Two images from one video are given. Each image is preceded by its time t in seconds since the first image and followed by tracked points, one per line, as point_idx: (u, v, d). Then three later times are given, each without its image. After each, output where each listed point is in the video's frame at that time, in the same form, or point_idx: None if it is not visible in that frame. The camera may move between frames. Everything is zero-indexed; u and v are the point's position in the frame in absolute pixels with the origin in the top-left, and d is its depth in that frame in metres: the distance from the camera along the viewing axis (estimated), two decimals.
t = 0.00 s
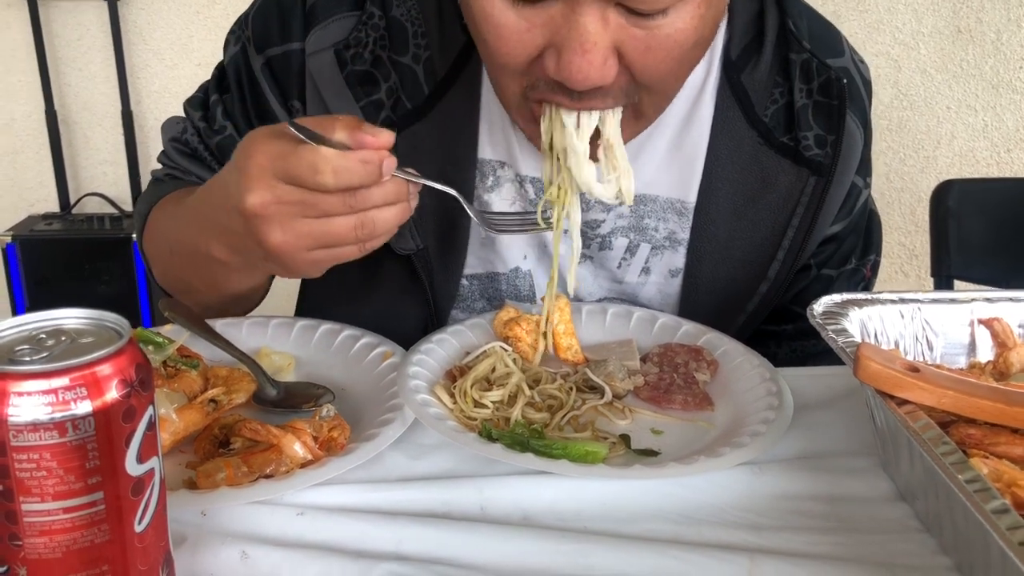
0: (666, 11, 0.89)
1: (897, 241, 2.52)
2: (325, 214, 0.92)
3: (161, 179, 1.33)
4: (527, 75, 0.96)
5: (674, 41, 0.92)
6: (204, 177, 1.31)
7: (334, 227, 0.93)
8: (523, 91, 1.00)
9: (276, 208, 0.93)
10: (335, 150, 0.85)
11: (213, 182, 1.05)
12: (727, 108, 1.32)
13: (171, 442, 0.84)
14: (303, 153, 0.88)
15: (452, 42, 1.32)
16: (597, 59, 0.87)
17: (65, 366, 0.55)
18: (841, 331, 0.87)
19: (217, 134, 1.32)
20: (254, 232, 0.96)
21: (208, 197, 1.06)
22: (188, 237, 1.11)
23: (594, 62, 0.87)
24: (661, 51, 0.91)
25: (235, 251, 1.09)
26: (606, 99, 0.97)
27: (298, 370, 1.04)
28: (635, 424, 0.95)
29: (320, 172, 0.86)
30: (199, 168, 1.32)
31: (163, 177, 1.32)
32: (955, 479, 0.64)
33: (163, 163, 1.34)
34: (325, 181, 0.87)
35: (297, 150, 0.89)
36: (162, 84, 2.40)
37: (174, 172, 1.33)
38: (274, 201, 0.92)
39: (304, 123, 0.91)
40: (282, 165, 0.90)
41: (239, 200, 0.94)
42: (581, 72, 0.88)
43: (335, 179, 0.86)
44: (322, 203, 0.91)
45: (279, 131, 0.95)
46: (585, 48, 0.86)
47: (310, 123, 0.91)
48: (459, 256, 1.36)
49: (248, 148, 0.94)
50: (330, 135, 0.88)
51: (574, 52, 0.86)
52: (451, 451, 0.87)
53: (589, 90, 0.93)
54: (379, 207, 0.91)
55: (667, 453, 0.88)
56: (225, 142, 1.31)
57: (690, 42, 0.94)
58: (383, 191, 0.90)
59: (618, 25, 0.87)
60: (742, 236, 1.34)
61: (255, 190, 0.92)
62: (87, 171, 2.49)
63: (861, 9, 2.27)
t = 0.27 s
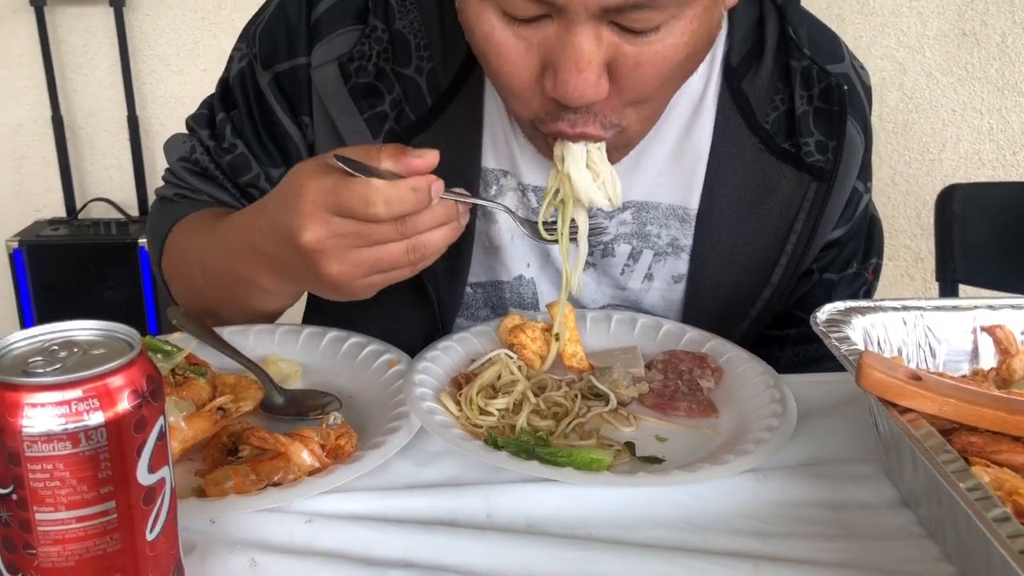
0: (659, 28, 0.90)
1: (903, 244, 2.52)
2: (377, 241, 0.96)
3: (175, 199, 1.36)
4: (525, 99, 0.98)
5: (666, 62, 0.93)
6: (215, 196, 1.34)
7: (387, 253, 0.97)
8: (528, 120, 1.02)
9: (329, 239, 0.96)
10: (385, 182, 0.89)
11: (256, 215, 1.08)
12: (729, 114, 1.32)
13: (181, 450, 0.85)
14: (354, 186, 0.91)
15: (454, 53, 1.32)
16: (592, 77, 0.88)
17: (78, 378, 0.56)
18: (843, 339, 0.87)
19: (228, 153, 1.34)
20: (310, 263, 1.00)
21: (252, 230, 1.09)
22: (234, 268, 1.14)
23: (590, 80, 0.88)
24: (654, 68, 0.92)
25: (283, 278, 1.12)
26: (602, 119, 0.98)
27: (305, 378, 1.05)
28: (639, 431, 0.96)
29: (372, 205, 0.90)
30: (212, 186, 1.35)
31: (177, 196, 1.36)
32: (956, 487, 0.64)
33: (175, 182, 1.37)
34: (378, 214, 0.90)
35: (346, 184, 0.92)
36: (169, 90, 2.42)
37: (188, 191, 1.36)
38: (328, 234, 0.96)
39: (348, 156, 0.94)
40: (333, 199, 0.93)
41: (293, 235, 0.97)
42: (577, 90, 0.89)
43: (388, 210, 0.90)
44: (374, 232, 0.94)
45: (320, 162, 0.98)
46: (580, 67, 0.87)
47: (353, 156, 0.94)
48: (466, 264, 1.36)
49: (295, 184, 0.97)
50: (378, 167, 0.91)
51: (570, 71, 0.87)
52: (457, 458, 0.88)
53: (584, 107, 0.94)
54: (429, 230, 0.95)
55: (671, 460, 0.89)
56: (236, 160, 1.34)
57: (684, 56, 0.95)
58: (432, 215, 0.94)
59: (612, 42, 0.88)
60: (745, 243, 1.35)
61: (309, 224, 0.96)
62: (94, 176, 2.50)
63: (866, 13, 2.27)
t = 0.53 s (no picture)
0: (667, 40, 0.90)
1: (908, 244, 2.52)
2: (391, 250, 0.96)
3: (187, 207, 1.37)
4: (533, 108, 0.98)
5: (671, 72, 0.93)
6: (229, 203, 1.36)
7: (403, 260, 0.97)
8: (536, 127, 1.02)
9: (345, 250, 0.97)
10: (389, 192, 0.89)
11: (273, 228, 1.09)
12: (735, 114, 1.33)
13: (191, 449, 0.86)
14: (360, 197, 0.91)
15: (462, 57, 1.32)
16: (603, 89, 0.88)
17: (91, 377, 0.57)
18: (852, 336, 0.87)
19: (240, 160, 1.35)
20: (329, 275, 1.01)
21: (270, 242, 1.10)
22: (255, 280, 1.16)
23: (599, 91, 0.89)
24: (665, 77, 0.92)
25: (306, 287, 1.13)
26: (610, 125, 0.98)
27: (315, 378, 1.05)
28: (648, 430, 0.96)
29: (377, 216, 0.90)
30: (224, 193, 1.36)
31: (188, 203, 1.37)
32: (966, 484, 0.64)
33: (188, 189, 1.38)
34: (387, 224, 0.91)
35: (352, 196, 0.93)
36: (175, 92, 2.43)
37: (200, 199, 1.37)
38: (342, 246, 0.97)
39: (350, 165, 0.94)
40: (340, 211, 0.94)
41: (307, 248, 0.99)
42: (587, 102, 0.89)
43: (395, 219, 0.90)
44: (386, 241, 0.95)
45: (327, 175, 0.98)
46: (589, 80, 0.87)
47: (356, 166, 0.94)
48: (474, 265, 1.37)
49: (306, 198, 0.98)
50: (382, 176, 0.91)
51: (579, 83, 0.88)
52: (466, 457, 0.88)
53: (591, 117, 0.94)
54: (444, 234, 0.95)
55: (680, 458, 0.89)
56: (249, 167, 1.34)
57: (692, 65, 0.95)
58: (445, 221, 0.94)
59: (620, 54, 0.88)
60: (752, 242, 1.35)
61: (325, 237, 0.97)
62: (100, 178, 2.51)
63: (870, 12, 2.27)
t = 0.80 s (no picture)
0: (661, 25, 0.89)
1: (908, 237, 2.50)
2: (380, 230, 0.95)
3: (180, 199, 1.36)
4: (527, 95, 0.96)
5: (665, 53, 0.91)
6: (221, 194, 1.34)
7: (394, 240, 0.96)
8: (534, 114, 1.01)
9: (334, 233, 0.96)
10: (372, 170, 0.88)
11: (262, 215, 1.08)
12: (733, 103, 1.32)
13: (181, 440, 0.84)
14: (345, 177, 0.90)
15: (456, 46, 1.31)
16: (595, 76, 0.87)
17: (74, 362, 0.55)
18: (851, 324, 0.86)
19: (233, 151, 1.33)
20: (319, 260, 1.00)
21: (259, 229, 1.09)
22: (248, 271, 1.15)
23: (591, 79, 0.87)
24: (655, 64, 0.92)
25: (298, 275, 1.12)
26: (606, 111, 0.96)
27: (308, 368, 1.04)
28: (645, 419, 0.95)
29: (361, 194, 0.89)
30: (217, 184, 1.34)
31: (181, 196, 1.35)
32: (966, 471, 0.63)
33: (180, 181, 1.37)
34: (372, 203, 0.90)
35: (335, 176, 0.92)
36: (171, 85, 2.41)
37: (192, 191, 1.35)
38: (331, 229, 0.96)
39: (334, 147, 0.94)
40: (325, 193, 0.93)
41: (296, 233, 0.98)
42: (579, 89, 0.87)
43: (379, 198, 0.89)
44: (374, 222, 0.93)
45: (311, 159, 0.98)
46: (581, 66, 0.86)
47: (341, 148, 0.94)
48: (470, 256, 1.35)
49: (292, 183, 0.98)
50: (368, 157, 0.90)
51: (571, 71, 0.86)
52: (460, 447, 0.87)
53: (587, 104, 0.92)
54: (433, 213, 0.93)
55: (677, 448, 0.88)
56: (242, 158, 1.33)
57: (684, 53, 0.95)
58: (433, 198, 0.92)
59: (613, 39, 0.87)
60: (750, 232, 1.33)
61: (313, 221, 0.96)
62: (96, 172, 2.50)
63: (871, 4, 2.26)
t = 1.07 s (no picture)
0: (661, 21, 0.89)
1: (906, 229, 2.50)
2: (379, 220, 0.95)
3: (179, 193, 1.36)
4: (523, 91, 0.96)
5: (666, 46, 0.91)
6: (221, 188, 1.34)
7: (394, 230, 0.96)
8: (531, 110, 1.00)
9: (333, 224, 0.96)
10: (371, 159, 0.88)
11: (261, 207, 1.08)
12: (731, 95, 1.32)
13: (182, 430, 0.85)
14: (344, 166, 0.90)
15: (455, 39, 1.31)
16: (594, 72, 0.87)
17: (76, 352, 0.56)
18: (849, 315, 0.87)
19: (232, 145, 1.33)
20: (319, 251, 1.00)
21: (258, 221, 1.09)
22: (248, 263, 1.15)
23: (591, 75, 0.87)
24: (656, 58, 0.91)
25: (298, 267, 1.12)
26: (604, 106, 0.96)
27: (308, 359, 1.04)
28: (644, 409, 0.95)
29: (361, 183, 0.89)
30: (217, 178, 1.34)
31: (181, 190, 1.35)
32: (964, 459, 0.64)
33: (180, 176, 1.36)
34: (370, 192, 0.90)
35: (334, 166, 0.92)
36: (169, 78, 2.41)
37: (192, 185, 1.35)
38: (330, 220, 0.96)
39: (332, 138, 0.94)
40: (323, 183, 0.93)
41: (295, 225, 0.98)
42: (579, 85, 0.88)
43: (378, 187, 0.89)
44: (373, 211, 0.94)
45: (309, 150, 0.98)
46: (582, 60, 0.86)
47: (340, 139, 0.94)
48: (469, 249, 1.35)
49: (290, 175, 0.98)
50: (366, 146, 0.91)
51: (571, 68, 0.86)
52: (460, 438, 0.87)
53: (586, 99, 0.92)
54: (432, 202, 0.93)
55: (675, 438, 0.88)
56: (241, 151, 1.33)
57: (685, 47, 0.94)
58: (432, 186, 0.92)
59: (612, 35, 0.87)
60: (749, 224, 1.33)
61: (312, 211, 0.96)
62: (94, 165, 2.49)
63: None
